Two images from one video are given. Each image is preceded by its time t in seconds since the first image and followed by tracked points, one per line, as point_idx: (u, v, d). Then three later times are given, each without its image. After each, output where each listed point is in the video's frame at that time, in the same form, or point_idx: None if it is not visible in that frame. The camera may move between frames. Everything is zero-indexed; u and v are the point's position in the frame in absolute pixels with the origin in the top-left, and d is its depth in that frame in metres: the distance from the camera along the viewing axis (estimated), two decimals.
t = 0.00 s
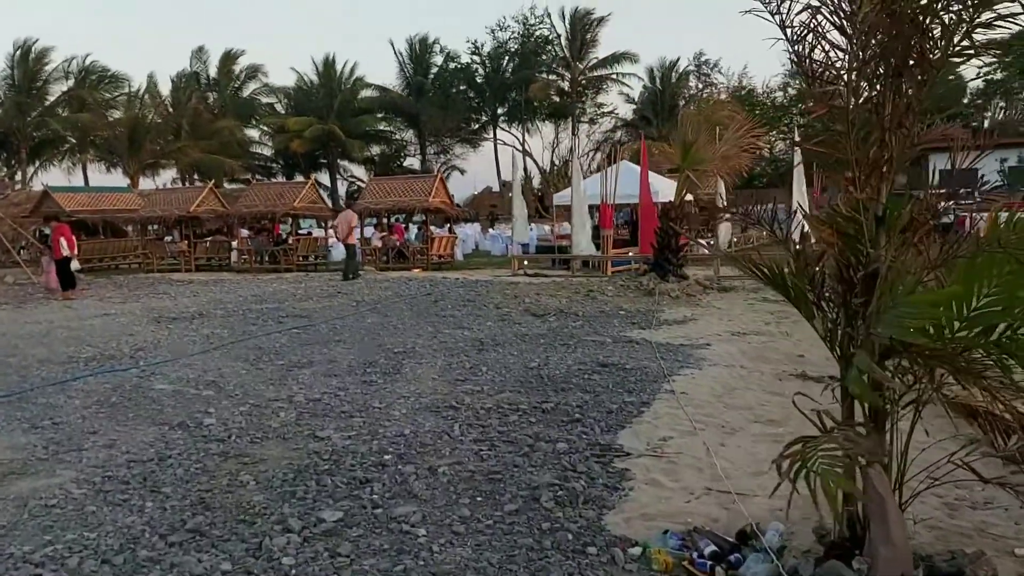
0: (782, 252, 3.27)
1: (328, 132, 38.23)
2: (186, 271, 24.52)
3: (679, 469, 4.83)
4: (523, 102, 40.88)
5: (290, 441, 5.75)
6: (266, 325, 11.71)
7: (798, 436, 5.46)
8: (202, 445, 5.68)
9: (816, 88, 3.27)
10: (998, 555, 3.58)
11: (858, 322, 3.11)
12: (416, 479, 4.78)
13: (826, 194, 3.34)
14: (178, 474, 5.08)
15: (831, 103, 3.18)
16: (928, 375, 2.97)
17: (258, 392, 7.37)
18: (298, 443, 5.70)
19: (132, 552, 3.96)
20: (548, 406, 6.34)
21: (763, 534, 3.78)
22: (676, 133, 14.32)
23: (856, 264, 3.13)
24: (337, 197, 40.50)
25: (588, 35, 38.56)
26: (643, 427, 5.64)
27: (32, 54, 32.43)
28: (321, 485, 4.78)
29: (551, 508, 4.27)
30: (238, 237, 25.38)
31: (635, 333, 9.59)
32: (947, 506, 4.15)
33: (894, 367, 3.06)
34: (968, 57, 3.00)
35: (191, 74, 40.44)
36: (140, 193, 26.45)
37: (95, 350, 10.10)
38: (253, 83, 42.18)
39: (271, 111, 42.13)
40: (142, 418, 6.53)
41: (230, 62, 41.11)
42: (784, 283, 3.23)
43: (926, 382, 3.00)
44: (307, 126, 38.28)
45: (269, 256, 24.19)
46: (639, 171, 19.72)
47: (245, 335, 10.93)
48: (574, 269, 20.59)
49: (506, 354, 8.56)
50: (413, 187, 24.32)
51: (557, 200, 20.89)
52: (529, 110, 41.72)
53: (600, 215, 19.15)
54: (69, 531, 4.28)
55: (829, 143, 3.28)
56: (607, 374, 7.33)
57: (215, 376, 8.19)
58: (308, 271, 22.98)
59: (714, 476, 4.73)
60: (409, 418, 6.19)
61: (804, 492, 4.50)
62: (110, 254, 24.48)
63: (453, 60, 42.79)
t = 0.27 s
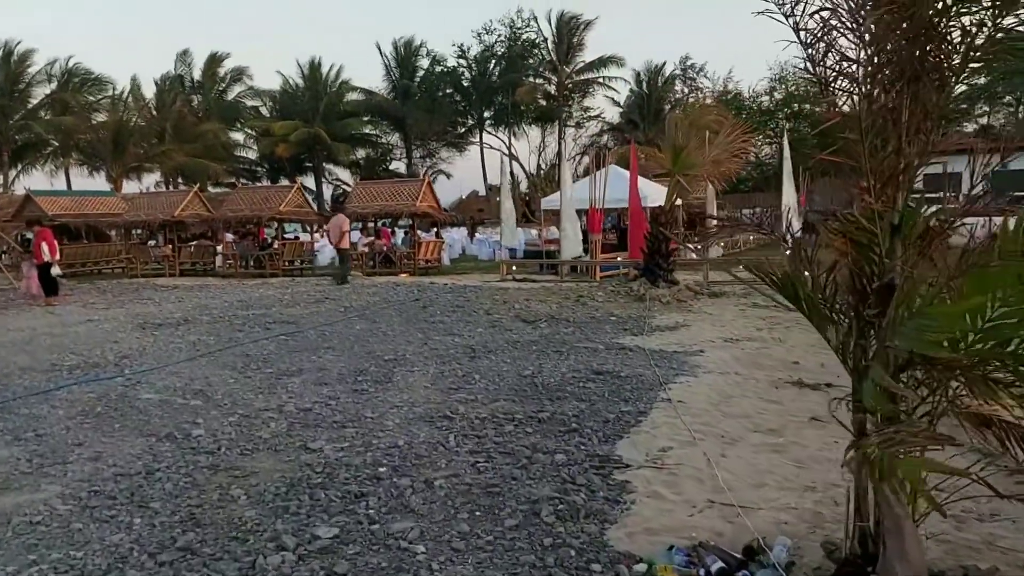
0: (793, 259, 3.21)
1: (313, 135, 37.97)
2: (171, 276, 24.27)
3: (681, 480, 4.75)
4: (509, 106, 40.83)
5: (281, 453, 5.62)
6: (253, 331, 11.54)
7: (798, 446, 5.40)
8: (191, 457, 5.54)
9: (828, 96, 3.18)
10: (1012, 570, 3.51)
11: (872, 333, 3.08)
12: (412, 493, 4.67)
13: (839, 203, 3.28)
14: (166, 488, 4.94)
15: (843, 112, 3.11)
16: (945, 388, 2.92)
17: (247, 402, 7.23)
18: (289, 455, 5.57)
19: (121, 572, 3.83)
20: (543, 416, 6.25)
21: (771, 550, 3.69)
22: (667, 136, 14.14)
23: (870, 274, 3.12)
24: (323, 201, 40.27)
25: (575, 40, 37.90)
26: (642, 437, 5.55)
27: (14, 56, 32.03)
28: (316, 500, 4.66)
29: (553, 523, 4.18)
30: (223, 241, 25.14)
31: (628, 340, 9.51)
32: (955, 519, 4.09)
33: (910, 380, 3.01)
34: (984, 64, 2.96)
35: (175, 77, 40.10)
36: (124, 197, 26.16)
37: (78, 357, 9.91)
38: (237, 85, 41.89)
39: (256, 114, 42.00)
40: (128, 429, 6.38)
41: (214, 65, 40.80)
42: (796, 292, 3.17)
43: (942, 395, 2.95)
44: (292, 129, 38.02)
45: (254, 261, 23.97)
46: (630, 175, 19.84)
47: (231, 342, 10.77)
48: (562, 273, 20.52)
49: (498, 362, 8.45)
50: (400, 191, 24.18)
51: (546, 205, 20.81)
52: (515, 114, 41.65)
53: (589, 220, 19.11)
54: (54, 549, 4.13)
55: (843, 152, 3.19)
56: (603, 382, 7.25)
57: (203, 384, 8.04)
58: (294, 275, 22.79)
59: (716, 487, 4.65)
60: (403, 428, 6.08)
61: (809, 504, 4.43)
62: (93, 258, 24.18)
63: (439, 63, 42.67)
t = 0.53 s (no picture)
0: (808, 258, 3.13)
1: (308, 133, 37.83)
2: (164, 274, 24.11)
3: (688, 483, 4.68)
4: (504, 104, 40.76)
5: (280, 455, 5.52)
6: (249, 330, 11.44)
7: (805, 448, 5.33)
8: (188, 459, 5.43)
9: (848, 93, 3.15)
10: None
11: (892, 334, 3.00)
12: (414, 496, 4.58)
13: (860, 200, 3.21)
14: (163, 492, 4.83)
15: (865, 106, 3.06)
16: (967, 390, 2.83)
17: (244, 402, 7.13)
18: (288, 456, 5.47)
19: None
20: (545, 417, 6.17)
21: (784, 555, 3.61)
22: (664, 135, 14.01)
23: (889, 274, 3.03)
24: (317, 199, 40.15)
25: (570, 37, 38.26)
26: (647, 440, 5.46)
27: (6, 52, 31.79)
28: (315, 503, 4.57)
29: (559, 528, 4.09)
30: (217, 239, 24.99)
31: (627, 339, 9.44)
32: (970, 523, 4.02)
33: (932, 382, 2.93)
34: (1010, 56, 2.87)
35: (168, 74, 39.90)
36: (117, 194, 26.00)
37: (73, 356, 9.80)
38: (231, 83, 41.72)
39: (250, 112, 41.91)
40: (123, 430, 6.27)
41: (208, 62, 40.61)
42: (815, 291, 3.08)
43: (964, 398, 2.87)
44: (286, 127, 37.86)
45: (248, 259, 23.84)
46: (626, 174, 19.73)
47: (226, 340, 10.66)
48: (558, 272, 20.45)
49: (498, 362, 8.36)
50: (396, 190, 24.07)
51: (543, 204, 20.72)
52: (510, 112, 41.58)
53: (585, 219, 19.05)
54: (48, 555, 4.03)
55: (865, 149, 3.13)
56: (605, 382, 7.18)
57: (198, 384, 7.94)
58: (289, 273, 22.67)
59: (724, 491, 4.57)
60: (404, 430, 5.98)
61: (819, 507, 4.36)
62: (86, 256, 24.02)
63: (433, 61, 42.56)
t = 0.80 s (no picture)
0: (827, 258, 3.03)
1: (305, 132, 37.66)
2: (160, 272, 23.95)
3: (694, 489, 4.57)
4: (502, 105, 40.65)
5: (275, 457, 5.40)
6: (244, 330, 11.31)
7: (813, 454, 5.24)
8: (181, 461, 5.30)
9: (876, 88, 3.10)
10: None
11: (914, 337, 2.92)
12: (413, 501, 4.45)
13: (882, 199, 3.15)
14: (154, 495, 4.70)
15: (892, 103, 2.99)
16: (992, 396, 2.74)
17: (239, 402, 7.00)
18: (284, 459, 5.34)
19: None
20: (546, 419, 6.05)
21: (796, 564, 3.50)
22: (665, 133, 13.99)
23: (911, 275, 2.93)
24: (314, 199, 40.01)
25: (569, 38, 38.17)
26: (651, 444, 5.35)
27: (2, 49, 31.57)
28: (312, 508, 4.44)
29: (563, 534, 3.98)
30: (213, 238, 24.83)
31: (628, 341, 9.32)
32: (983, 532, 3.92)
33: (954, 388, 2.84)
34: None
35: (165, 73, 39.71)
36: (113, 192, 25.84)
37: (66, 355, 9.66)
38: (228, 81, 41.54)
39: (248, 111, 41.76)
40: (115, 431, 6.14)
41: (205, 60, 40.43)
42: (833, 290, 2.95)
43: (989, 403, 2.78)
44: (284, 126, 37.69)
45: (245, 258, 23.69)
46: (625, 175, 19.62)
47: (221, 340, 10.51)
48: (556, 273, 20.35)
49: (497, 363, 8.24)
50: (393, 189, 23.94)
51: (541, 204, 20.60)
52: (508, 113, 41.49)
53: (584, 219, 18.94)
54: (34, 562, 3.89)
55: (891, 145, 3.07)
56: (607, 385, 7.06)
57: (193, 384, 7.80)
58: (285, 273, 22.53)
59: (731, 498, 4.46)
60: (402, 432, 5.86)
61: (829, 514, 4.26)
62: (81, 253, 23.85)
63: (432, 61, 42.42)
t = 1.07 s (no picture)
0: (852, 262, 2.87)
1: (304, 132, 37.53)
2: (158, 271, 23.77)
3: (705, 501, 4.43)
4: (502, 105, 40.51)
5: (272, 464, 5.23)
6: (242, 330, 11.15)
7: (825, 463, 5.11)
8: (174, 468, 5.14)
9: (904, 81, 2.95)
10: None
11: (947, 346, 2.75)
12: (413, 512, 4.29)
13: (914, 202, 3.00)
14: (146, 504, 4.54)
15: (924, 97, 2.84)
16: None
17: (235, 406, 6.84)
18: (280, 466, 5.19)
19: None
20: (550, 425, 5.90)
21: None
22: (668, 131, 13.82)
23: (946, 281, 2.77)
24: (313, 198, 39.84)
25: (569, 37, 37.95)
26: (659, 452, 5.19)
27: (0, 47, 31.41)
28: (309, 518, 4.28)
29: (570, 548, 3.82)
30: (212, 237, 24.67)
31: (632, 343, 9.17)
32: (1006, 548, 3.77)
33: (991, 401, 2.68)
34: None
35: (164, 71, 39.55)
36: (111, 191, 25.67)
37: (59, 355, 9.49)
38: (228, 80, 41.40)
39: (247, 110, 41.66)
40: (107, 435, 5.98)
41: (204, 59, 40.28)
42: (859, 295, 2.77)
43: None
44: (283, 125, 37.54)
45: (244, 257, 23.54)
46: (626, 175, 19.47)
47: (219, 341, 10.36)
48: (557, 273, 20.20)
49: (499, 366, 8.09)
50: (393, 189, 23.77)
51: (542, 203, 20.43)
52: (507, 113, 41.38)
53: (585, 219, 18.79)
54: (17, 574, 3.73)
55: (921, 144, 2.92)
56: (611, 389, 6.90)
57: (188, 386, 7.64)
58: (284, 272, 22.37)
59: (745, 511, 4.32)
60: (402, 437, 5.70)
61: (847, 528, 4.12)
62: (78, 252, 23.69)
63: (432, 60, 42.24)
